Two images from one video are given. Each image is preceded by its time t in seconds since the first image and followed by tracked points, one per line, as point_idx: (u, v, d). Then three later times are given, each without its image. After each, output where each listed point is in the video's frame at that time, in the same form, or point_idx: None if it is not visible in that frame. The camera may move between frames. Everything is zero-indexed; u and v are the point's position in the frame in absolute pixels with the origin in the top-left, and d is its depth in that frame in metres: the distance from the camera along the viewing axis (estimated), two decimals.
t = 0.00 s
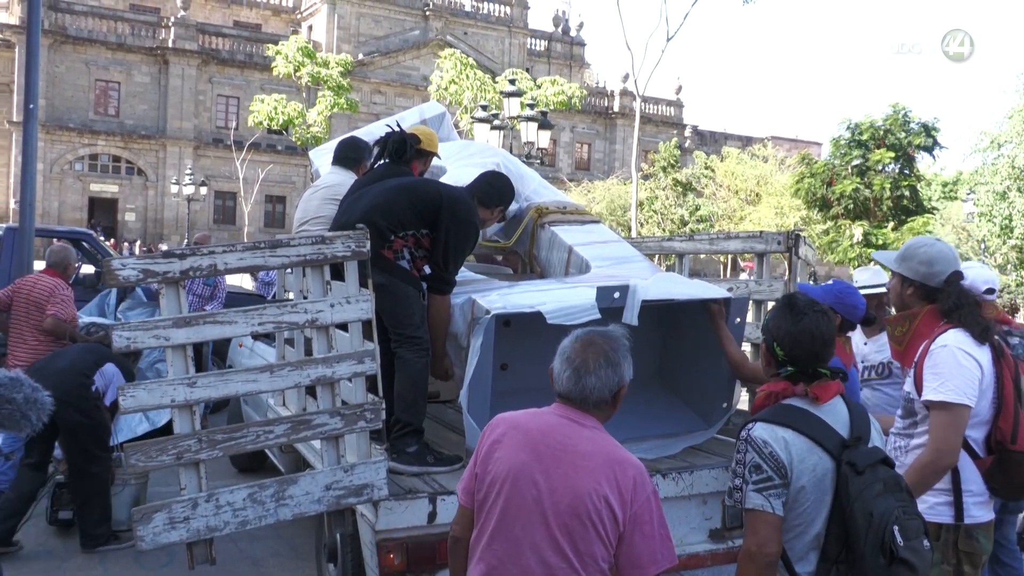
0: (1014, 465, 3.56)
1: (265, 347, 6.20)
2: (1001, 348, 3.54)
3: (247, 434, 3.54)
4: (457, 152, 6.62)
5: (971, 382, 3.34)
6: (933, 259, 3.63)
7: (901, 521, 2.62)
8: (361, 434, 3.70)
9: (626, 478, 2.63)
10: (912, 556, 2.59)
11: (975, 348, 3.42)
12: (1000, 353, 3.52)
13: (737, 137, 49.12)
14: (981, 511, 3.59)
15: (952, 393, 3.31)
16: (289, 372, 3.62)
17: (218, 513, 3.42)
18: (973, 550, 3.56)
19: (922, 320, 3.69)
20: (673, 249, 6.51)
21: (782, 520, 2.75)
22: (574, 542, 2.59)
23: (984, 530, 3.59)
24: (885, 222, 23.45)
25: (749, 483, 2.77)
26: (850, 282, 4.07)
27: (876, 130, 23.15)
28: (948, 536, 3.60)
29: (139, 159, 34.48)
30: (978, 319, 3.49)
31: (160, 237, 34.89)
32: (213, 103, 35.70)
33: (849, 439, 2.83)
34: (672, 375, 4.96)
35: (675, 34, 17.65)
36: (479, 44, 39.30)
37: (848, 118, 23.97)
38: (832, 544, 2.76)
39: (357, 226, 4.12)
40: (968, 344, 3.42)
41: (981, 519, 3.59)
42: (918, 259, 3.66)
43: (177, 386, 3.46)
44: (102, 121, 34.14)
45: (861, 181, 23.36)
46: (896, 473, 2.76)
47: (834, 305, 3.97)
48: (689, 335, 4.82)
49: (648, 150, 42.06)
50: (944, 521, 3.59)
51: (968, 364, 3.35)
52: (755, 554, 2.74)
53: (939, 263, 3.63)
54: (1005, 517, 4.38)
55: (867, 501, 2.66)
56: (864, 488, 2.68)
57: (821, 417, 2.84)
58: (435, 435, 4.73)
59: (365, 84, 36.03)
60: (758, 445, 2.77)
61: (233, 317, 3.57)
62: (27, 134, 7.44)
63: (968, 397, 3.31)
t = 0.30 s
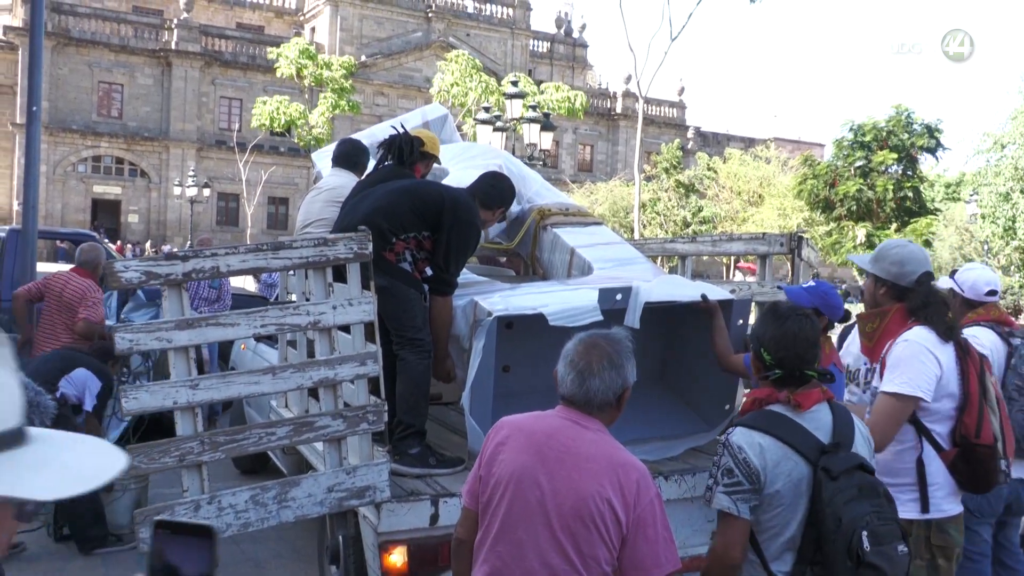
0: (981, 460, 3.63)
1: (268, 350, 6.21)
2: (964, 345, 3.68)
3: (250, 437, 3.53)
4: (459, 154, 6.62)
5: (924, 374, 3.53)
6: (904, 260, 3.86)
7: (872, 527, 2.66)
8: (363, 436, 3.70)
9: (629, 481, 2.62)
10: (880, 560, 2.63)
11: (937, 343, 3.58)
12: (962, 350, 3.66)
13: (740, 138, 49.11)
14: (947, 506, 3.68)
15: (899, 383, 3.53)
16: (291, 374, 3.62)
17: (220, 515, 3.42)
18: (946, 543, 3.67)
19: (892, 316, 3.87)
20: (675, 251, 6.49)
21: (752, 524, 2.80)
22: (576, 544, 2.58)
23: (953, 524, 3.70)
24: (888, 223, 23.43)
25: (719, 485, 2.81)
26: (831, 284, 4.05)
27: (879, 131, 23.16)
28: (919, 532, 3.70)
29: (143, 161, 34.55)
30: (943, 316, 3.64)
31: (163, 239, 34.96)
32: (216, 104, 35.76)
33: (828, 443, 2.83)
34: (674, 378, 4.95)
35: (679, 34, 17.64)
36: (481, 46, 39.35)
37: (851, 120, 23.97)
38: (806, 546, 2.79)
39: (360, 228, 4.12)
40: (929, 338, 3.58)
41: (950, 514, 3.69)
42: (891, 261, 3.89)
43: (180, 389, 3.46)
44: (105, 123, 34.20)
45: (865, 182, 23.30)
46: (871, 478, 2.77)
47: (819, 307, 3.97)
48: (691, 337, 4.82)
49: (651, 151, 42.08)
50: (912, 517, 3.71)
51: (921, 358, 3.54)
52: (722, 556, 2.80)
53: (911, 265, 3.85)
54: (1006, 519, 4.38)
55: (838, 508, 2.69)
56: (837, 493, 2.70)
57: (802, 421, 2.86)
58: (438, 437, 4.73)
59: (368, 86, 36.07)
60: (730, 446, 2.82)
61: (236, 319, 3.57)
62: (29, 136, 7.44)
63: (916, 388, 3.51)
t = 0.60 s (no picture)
0: (949, 453, 3.60)
1: (266, 350, 6.21)
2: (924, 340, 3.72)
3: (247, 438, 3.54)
4: (458, 156, 6.62)
5: (878, 366, 3.60)
6: (870, 261, 3.92)
7: (820, 518, 2.79)
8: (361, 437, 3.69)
9: (626, 479, 2.63)
10: (824, 549, 2.76)
11: (896, 340, 3.65)
12: (920, 344, 3.70)
13: (739, 141, 49.13)
14: (918, 501, 3.65)
15: (849, 373, 3.61)
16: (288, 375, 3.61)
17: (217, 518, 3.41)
18: (917, 539, 3.65)
19: (857, 319, 3.97)
20: (674, 253, 6.47)
21: (713, 510, 2.98)
22: (574, 541, 2.59)
23: (924, 519, 3.67)
24: (887, 225, 23.45)
25: (686, 470, 2.98)
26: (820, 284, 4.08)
27: (878, 134, 23.20)
28: (888, 529, 3.65)
29: (142, 161, 34.55)
30: (906, 312, 3.72)
31: (162, 239, 34.95)
32: (216, 105, 35.78)
33: (790, 440, 2.97)
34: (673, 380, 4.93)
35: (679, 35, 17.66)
36: (481, 47, 39.37)
37: (850, 122, 23.99)
38: (755, 532, 2.95)
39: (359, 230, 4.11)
40: (888, 335, 3.66)
41: (921, 509, 3.66)
42: (855, 261, 3.95)
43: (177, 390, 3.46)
44: (104, 123, 34.16)
45: (863, 185, 23.23)
46: (826, 475, 2.92)
47: (809, 309, 4.00)
48: (690, 340, 4.81)
49: (650, 153, 42.07)
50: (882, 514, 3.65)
51: (875, 350, 3.61)
52: (679, 532, 3.02)
53: (877, 266, 3.92)
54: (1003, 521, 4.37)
55: (790, 498, 2.84)
56: (791, 485, 2.85)
57: (769, 418, 3.01)
58: (435, 438, 4.72)
59: (367, 86, 36.04)
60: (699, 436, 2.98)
61: (234, 320, 3.58)
62: (28, 136, 7.42)
63: (869, 379, 3.58)
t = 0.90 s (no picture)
0: (916, 451, 3.46)
1: (265, 350, 6.23)
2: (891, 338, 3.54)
3: (246, 438, 3.53)
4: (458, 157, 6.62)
5: (834, 366, 3.48)
6: (851, 269, 3.76)
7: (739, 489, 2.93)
8: (360, 438, 3.69)
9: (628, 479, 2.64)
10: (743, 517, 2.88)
11: (857, 338, 3.52)
12: (886, 342, 3.54)
13: (738, 142, 49.19)
14: (888, 501, 3.54)
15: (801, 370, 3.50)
16: (287, 376, 3.62)
17: (216, 516, 3.41)
18: (890, 540, 3.54)
19: (832, 321, 3.78)
20: (673, 253, 6.47)
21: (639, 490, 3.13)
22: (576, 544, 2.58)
23: (900, 519, 3.56)
24: (885, 227, 23.53)
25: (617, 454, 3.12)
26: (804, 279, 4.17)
27: (877, 136, 23.23)
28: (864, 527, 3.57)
29: (140, 160, 34.56)
30: (878, 312, 3.52)
31: (161, 238, 34.97)
32: (215, 104, 35.76)
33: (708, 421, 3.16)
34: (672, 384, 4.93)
35: (678, 37, 17.67)
36: (481, 47, 39.37)
37: (849, 124, 24.03)
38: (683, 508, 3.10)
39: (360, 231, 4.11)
40: (850, 334, 3.53)
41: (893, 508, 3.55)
42: (833, 267, 3.80)
43: (175, 390, 3.46)
44: (103, 122, 34.17)
45: (862, 187, 23.27)
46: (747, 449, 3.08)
47: (797, 311, 4.09)
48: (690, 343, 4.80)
49: (649, 154, 42.13)
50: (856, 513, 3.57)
51: (832, 349, 3.49)
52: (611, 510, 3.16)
53: (857, 274, 3.77)
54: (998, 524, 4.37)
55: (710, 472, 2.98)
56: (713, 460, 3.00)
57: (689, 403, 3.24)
58: (434, 439, 4.74)
59: (367, 86, 36.03)
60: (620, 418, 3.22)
61: (233, 320, 3.58)
62: (28, 136, 7.40)
63: (820, 376, 3.48)
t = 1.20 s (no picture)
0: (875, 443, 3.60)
1: (265, 349, 6.24)
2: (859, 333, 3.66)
3: (245, 437, 3.52)
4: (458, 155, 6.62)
5: (798, 357, 3.61)
6: (828, 272, 3.77)
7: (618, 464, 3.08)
8: (360, 437, 3.69)
9: (634, 480, 2.63)
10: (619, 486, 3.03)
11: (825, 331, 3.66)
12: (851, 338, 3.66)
13: (738, 142, 49.19)
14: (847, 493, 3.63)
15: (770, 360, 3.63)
16: (286, 374, 3.61)
17: (215, 515, 3.41)
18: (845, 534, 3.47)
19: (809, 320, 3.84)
20: (673, 253, 6.47)
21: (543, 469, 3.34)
22: (584, 544, 2.57)
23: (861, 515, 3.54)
24: (885, 227, 23.52)
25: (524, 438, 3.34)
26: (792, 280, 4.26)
27: (877, 136, 23.19)
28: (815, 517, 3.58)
29: (140, 158, 34.55)
30: (846, 312, 3.63)
31: (160, 236, 34.95)
32: (214, 102, 35.75)
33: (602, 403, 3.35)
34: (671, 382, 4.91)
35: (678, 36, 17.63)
36: (480, 46, 39.34)
37: (849, 124, 23.99)
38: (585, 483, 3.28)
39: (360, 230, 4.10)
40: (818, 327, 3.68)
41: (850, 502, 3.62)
42: (813, 268, 3.80)
43: (174, 389, 3.45)
44: (103, 119, 34.17)
45: (862, 187, 23.27)
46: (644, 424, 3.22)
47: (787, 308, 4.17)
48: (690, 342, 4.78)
49: (648, 154, 42.14)
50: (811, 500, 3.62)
51: (797, 342, 3.61)
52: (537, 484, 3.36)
53: (835, 276, 3.77)
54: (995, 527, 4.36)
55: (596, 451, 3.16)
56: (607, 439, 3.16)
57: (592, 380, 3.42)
58: (433, 438, 4.72)
59: (366, 85, 36.02)
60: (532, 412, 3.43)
61: (231, 319, 3.56)
62: (27, 134, 7.40)
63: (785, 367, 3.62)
